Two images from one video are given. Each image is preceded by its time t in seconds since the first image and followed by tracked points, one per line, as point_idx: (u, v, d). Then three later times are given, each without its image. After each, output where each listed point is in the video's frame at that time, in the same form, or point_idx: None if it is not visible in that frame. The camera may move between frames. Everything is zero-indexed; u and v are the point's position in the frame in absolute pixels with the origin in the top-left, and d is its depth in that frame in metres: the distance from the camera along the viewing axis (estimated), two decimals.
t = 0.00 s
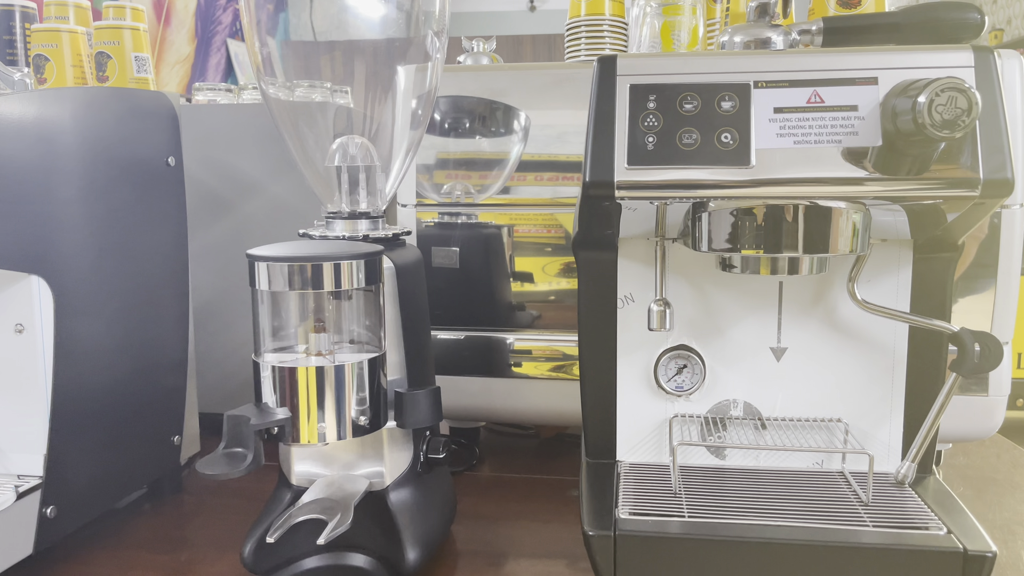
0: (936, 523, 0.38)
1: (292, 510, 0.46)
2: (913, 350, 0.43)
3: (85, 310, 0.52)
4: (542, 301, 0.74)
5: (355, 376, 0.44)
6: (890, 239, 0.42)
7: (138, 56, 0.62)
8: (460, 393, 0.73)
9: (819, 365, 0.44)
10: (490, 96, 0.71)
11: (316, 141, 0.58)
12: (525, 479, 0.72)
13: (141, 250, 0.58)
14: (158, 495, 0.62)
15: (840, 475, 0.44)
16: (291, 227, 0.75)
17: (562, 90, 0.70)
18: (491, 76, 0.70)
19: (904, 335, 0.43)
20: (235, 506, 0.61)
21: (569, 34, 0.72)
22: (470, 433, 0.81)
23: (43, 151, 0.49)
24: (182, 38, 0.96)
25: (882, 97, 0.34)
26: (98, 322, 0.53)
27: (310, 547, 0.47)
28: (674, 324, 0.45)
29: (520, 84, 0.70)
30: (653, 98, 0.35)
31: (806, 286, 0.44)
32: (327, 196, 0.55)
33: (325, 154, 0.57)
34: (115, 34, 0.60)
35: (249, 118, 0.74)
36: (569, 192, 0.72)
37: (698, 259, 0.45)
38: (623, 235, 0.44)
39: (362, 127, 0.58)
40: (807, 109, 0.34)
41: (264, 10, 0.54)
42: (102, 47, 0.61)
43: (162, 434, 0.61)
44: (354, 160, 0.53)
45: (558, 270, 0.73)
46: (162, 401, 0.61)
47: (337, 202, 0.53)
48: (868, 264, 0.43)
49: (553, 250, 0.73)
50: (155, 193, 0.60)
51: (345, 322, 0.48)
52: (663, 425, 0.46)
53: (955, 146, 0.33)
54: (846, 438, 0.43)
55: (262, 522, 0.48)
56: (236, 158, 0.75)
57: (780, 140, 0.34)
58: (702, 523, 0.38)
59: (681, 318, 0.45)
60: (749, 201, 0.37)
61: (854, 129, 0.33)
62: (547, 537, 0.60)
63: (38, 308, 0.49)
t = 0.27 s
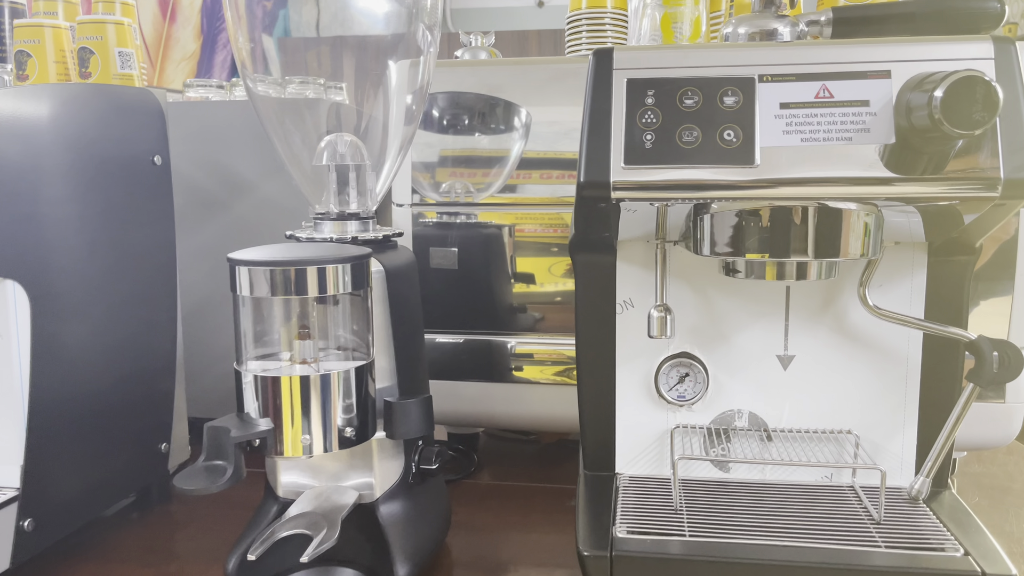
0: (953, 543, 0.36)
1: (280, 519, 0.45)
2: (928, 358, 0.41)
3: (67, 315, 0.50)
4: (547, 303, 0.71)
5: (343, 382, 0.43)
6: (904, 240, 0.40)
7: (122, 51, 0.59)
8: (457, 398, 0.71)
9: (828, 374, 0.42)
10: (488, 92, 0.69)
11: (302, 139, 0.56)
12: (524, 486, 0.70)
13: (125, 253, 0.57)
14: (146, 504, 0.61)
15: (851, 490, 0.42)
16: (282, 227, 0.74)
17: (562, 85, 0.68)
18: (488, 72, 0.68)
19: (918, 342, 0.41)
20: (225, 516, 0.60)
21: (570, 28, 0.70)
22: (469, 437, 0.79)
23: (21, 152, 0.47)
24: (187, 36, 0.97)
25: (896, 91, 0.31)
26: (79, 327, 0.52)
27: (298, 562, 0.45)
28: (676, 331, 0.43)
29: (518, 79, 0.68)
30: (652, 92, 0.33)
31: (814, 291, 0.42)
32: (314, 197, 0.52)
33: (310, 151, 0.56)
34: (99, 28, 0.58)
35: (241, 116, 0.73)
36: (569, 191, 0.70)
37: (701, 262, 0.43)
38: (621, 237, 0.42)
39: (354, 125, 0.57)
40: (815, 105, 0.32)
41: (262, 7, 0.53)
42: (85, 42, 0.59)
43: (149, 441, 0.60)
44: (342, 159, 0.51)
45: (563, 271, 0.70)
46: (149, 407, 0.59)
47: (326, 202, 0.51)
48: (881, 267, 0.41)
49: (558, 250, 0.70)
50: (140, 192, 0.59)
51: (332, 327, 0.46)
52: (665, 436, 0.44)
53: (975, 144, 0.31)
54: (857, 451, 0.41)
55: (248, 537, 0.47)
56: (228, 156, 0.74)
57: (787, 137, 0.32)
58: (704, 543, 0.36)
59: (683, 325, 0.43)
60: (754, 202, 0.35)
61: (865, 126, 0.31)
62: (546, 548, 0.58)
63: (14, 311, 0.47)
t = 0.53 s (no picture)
0: (964, 553, 0.34)
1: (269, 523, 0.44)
2: (938, 358, 0.39)
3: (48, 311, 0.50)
4: (550, 301, 0.70)
5: (328, 381, 0.41)
6: (913, 235, 0.38)
7: (109, 42, 0.58)
8: (455, 398, 0.69)
9: (833, 375, 0.40)
10: (486, 84, 0.67)
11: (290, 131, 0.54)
12: (523, 488, 0.69)
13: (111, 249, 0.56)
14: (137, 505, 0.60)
15: (856, 495, 0.40)
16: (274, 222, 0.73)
17: (562, 76, 0.66)
18: (487, 63, 0.67)
19: (928, 341, 0.39)
20: (218, 519, 0.59)
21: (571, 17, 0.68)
22: (469, 438, 0.78)
23: None
24: (197, 31, 0.93)
25: (904, 76, 0.30)
26: (62, 323, 0.51)
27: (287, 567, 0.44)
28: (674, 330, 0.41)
29: (517, 70, 0.66)
30: (646, 79, 0.32)
31: (819, 289, 0.40)
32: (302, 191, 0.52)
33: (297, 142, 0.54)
34: (85, 19, 0.57)
35: (234, 110, 0.72)
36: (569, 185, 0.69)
37: (699, 259, 0.41)
38: (618, 232, 0.41)
39: (343, 113, 0.54)
40: (818, 92, 0.30)
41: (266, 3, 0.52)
42: (71, 32, 0.57)
43: (139, 441, 0.59)
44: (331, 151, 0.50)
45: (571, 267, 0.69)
46: (138, 405, 0.59)
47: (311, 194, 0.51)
48: (888, 263, 0.39)
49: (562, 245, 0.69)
50: (127, 186, 0.58)
51: (319, 325, 0.45)
52: (663, 438, 0.42)
53: (989, 132, 0.29)
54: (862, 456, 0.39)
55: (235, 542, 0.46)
56: (221, 150, 0.72)
57: (788, 125, 0.30)
58: (700, 552, 0.35)
59: (682, 323, 0.41)
60: (755, 195, 0.33)
61: (872, 113, 0.30)
62: (543, 552, 0.56)
63: None
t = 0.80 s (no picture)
0: (973, 567, 0.33)
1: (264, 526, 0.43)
2: (949, 363, 0.37)
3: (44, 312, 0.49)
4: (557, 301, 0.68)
5: (320, 383, 0.40)
6: (923, 235, 0.37)
7: (107, 39, 0.58)
8: (459, 398, 0.68)
9: (838, 381, 0.39)
10: (489, 80, 0.66)
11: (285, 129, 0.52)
12: (526, 491, 0.67)
13: (109, 248, 0.55)
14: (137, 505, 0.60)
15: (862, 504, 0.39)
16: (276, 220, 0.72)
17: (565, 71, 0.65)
18: (489, 59, 0.66)
19: (937, 345, 0.37)
20: (217, 520, 0.58)
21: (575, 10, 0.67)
22: (473, 438, 0.77)
23: None
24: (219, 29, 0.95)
25: (910, 68, 0.28)
26: (58, 323, 0.50)
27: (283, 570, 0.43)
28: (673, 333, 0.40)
29: (520, 66, 0.65)
30: (640, 74, 0.30)
31: (823, 291, 0.38)
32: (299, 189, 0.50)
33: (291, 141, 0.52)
34: (83, 16, 0.57)
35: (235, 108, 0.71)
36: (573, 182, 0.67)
37: (700, 259, 0.39)
38: (616, 232, 0.39)
39: (340, 108, 0.53)
40: (819, 86, 0.29)
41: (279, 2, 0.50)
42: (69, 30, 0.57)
43: (137, 441, 0.58)
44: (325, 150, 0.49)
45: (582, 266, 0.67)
46: (137, 406, 0.58)
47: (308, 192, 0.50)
48: (896, 264, 0.37)
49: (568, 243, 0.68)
50: (124, 183, 0.58)
51: (311, 326, 0.44)
52: (662, 444, 0.41)
53: (1000, 127, 0.28)
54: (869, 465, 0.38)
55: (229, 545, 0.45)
56: (223, 147, 0.72)
57: (788, 121, 0.29)
58: (696, 564, 0.33)
59: (682, 325, 0.40)
60: (756, 194, 0.32)
61: (876, 108, 0.28)
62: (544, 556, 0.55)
63: None
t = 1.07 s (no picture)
0: None
1: (245, 527, 0.42)
2: (944, 368, 0.36)
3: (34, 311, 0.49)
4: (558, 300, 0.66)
5: (298, 384, 0.40)
6: (916, 235, 0.35)
7: (100, 36, 0.58)
8: (457, 399, 0.66)
9: (827, 385, 0.38)
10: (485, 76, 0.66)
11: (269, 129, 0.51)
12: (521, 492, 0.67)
13: (100, 246, 0.55)
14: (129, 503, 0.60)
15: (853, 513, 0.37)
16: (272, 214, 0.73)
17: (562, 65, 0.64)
18: (485, 54, 0.65)
19: (931, 349, 0.36)
20: (209, 519, 0.58)
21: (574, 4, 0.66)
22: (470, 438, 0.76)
23: None
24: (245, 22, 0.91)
25: (894, 61, 0.27)
26: (48, 321, 0.50)
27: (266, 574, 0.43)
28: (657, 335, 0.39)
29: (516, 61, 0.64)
30: (615, 68, 0.29)
31: (812, 293, 0.37)
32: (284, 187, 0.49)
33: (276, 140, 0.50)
34: (76, 13, 0.57)
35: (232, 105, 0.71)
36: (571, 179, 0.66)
37: (684, 259, 0.38)
38: (599, 231, 0.38)
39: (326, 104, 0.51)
40: (799, 80, 0.28)
41: None
42: (62, 27, 0.58)
43: (130, 439, 0.59)
44: (311, 148, 0.48)
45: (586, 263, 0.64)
46: (129, 403, 0.58)
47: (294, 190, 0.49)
48: (887, 264, 0.36)
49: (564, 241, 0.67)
50: (117, 179, 0.57)
51: (292, 325, 0.43)
52: (647, 449, 0.40)
53: (990, 121, 0.26)
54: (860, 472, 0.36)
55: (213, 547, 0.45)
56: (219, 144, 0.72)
57: (766, 117, 0.28)
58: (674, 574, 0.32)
59: (666, 327, 0.39)
60: (738, 193, 0.31)
61: (858, 103, 0.27)
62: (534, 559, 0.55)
63: None
